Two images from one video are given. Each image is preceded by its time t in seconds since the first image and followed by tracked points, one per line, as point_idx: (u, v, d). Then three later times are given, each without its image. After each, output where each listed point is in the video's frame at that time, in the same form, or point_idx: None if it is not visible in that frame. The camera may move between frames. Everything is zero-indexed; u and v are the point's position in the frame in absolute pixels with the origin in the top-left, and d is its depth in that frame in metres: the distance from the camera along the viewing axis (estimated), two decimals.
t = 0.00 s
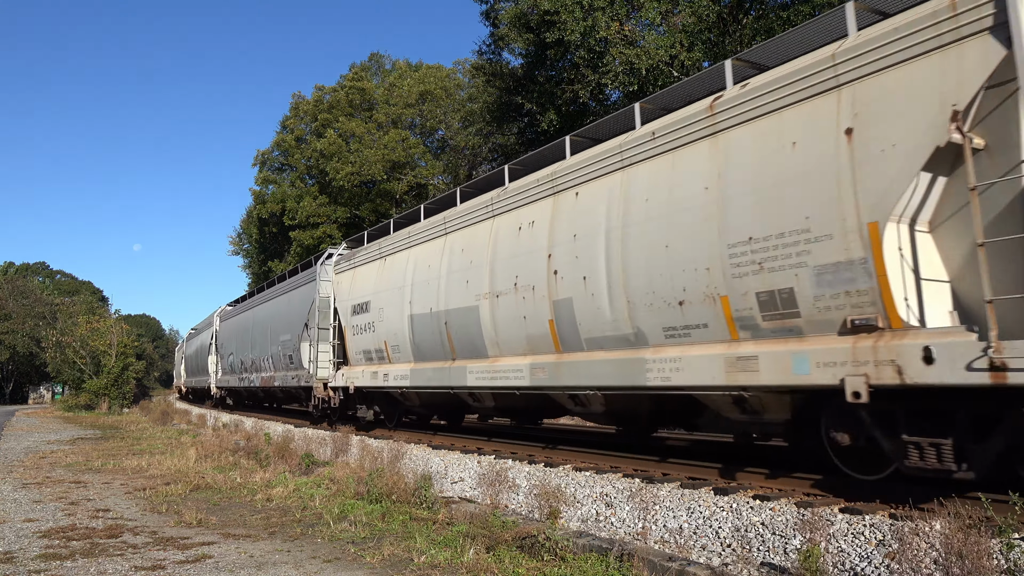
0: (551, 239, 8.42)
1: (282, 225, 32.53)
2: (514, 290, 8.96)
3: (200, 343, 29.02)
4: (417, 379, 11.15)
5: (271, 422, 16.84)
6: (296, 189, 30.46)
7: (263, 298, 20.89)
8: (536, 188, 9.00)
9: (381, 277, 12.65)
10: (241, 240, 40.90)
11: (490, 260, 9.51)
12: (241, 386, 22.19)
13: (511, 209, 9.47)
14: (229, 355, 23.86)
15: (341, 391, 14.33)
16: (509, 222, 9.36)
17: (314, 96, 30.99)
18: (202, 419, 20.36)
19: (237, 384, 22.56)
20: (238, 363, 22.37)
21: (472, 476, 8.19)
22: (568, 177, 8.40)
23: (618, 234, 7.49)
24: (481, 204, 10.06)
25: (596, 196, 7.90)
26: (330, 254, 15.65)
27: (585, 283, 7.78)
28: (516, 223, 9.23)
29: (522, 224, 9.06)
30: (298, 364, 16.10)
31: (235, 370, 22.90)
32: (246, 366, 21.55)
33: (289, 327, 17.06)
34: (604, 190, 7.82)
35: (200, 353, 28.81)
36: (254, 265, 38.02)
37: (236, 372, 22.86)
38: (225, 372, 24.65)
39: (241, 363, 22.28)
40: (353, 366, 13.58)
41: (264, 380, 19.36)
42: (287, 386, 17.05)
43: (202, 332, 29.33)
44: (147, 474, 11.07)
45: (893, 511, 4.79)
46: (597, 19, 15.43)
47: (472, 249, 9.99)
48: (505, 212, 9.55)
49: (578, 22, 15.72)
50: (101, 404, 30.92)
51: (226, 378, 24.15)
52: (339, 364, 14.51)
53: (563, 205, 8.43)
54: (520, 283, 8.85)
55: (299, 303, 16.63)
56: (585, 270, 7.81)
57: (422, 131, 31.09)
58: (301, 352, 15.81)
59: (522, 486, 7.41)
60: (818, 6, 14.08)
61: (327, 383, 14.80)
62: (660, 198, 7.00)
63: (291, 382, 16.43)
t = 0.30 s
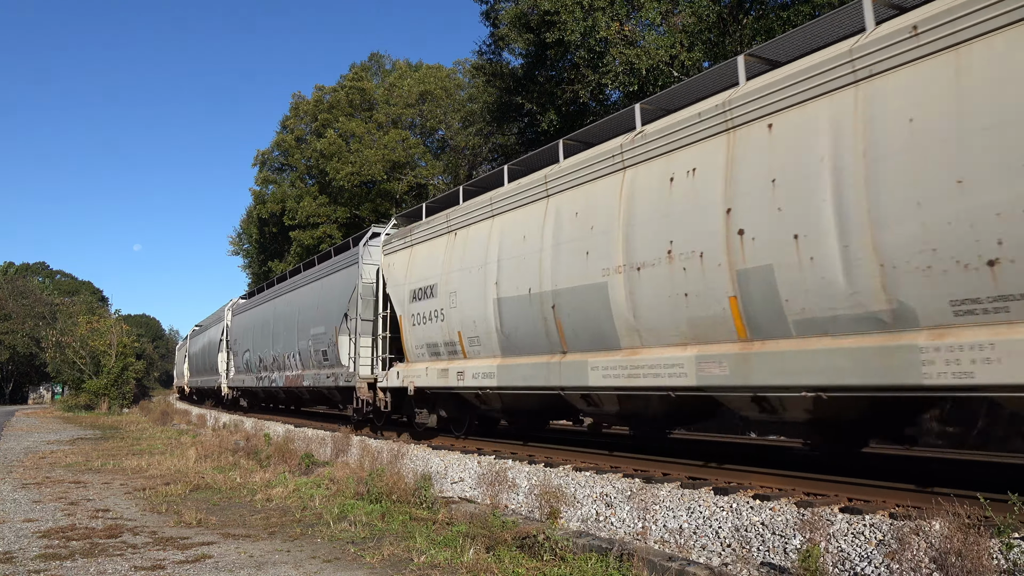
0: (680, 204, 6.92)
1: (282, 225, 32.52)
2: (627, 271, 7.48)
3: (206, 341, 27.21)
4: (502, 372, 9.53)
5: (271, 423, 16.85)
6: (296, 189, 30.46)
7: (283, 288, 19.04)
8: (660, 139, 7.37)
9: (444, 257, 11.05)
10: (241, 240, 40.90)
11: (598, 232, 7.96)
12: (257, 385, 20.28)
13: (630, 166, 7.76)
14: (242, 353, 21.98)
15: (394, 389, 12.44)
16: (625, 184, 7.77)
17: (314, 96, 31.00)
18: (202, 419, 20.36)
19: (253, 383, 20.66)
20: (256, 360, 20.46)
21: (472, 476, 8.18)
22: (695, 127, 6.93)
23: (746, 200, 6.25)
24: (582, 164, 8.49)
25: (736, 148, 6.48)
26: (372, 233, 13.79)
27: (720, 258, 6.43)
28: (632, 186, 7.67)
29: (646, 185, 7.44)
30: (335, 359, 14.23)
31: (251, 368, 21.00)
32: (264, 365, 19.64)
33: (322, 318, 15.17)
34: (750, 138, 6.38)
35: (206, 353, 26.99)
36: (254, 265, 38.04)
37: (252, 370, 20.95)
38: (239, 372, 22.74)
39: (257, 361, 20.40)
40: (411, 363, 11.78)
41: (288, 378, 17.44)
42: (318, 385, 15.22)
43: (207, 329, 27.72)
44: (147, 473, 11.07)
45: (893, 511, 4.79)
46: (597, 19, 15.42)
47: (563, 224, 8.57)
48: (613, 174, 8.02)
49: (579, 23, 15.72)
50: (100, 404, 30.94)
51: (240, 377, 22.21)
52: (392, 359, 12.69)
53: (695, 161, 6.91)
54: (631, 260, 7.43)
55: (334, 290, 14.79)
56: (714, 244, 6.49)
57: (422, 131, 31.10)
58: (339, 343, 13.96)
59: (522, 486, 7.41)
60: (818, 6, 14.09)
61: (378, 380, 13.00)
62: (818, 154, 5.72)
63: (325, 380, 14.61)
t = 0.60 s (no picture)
0: (715, 195, 6.76)
1: (282, 225, 32.51)
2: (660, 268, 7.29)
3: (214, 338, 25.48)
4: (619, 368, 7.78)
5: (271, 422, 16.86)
6: (296, 189, 30.46)
7: (311, 277, 17.20)
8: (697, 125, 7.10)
9: (470, 251, 10.62)
10: (241, 240, 40.89)
11: (621, 226, 7.83)
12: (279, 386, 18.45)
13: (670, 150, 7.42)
14: (261, 349, 20.19)
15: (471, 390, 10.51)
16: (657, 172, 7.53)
17: (314, 96, 31.01)
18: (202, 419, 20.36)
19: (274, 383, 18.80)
20: (278, 356, 18.65)
21: (472, 476, 8.18)
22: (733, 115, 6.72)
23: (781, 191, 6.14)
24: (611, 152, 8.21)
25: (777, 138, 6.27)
26: (433, 204, 11.98)
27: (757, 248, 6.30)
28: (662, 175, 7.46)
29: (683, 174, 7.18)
30: (388, 355, 12.47)
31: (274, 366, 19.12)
32: (288, 363, 17.83)
33: (369, 308, 13.40)
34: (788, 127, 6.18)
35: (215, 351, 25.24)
36: (254, 265, 38.05)
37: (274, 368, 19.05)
38: (256, 371, 20.89)
39: (279, 358, 18.58)
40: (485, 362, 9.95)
41: (321, 377, 15.57)
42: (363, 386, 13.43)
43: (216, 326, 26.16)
44: (147, 473, 11.07)
45: (893, 511, 4.79)
46: (597, 19, 15.42)
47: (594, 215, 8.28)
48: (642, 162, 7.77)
49: (579, 22, 15.73)
50: (100, 404, 30.95)
51: (258, 377, 20.33)
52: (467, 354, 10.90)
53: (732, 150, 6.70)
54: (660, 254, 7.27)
55: (385, 275, 13.01)
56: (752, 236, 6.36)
57: (422, 131, 31.10)
58: (395, 336, 12.22)
59: (522, 486, 7.41)
60: (818, 6, 14.09)
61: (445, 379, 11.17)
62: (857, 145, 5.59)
63: (375, 380, 12.83)
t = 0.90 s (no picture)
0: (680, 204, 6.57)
1: (283, 225, 32.52)
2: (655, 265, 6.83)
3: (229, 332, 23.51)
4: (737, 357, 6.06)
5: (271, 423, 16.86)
6: (296, 189, 30.47)
7: (347, 262, 15.05)
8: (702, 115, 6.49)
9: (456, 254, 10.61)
10: (241, 240, 40.90)
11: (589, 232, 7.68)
12: (311, 385, 16.37)
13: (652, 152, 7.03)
14: (287, 344, 18.12)
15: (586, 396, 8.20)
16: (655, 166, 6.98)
17: (314, 96, 31.01)
18: (202, 419, 20.36)
19: (305, 382, 16.70)
20: (309, 353, 16.51)
21: (472, 476, 8.18)
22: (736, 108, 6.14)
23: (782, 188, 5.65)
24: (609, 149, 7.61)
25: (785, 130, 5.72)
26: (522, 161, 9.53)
27: (757, 249, 5.82)
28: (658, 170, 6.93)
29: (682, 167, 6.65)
30: (461, 348, 10.31)
31: (303, 365, 17.07)
32: (322, 359, 15.74)
33: (431, 292, 11.24)
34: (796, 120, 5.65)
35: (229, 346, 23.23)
36: (254, 265, 38.06)
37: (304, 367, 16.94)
38: (280, 369, 18.77)
39: (311, 354, 16.47)
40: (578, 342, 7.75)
41: (364, 375, 13.46)
42: (423, 386, 11.36)
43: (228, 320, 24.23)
44: (147, 474, 11.07)
45: (893, 511, 4.79)
46: (597, 19, 15.42)
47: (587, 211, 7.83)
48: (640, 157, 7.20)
49: (579, 22, 15.73)
50: (101, 404, 30.94)
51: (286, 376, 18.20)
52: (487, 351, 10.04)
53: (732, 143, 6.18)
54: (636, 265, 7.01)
55: (450, 252, 10.83)
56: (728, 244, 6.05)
57: (422, 131, 31.11)
58: (471, 323, 10.08)
59: (522, 486, 7.40)
60: (818, 6, 14.09)
61: (545, 377, 8.88)
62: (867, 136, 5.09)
63: (441, 379, 10.69)
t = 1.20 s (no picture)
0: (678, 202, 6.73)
1: (283, 225, 32.51)
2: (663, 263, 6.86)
3: (245, 325, 21.20)
4: (942, 359, 4.64)
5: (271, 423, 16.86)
6: (296, 189, 30.47)
7: (399, 238, 12.56)
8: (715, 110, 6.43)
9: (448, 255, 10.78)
10: (241, 240, 40.90)
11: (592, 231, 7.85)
12: (352, 384, 13.86)
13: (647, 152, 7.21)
14: (319, 338, 15.63)
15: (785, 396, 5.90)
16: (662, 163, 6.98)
17: (314, 96, 31.02)
18: (202, 419, 20.35)
19: (344, 381, 14.20)
20: (349, 348, 14.02)
21: (472, 476, 8.18)
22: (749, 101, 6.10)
23: (783, 185, 5.71)
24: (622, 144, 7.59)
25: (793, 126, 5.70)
26: (664, 96, 7.32)
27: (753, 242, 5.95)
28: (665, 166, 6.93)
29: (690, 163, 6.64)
30: (576, 337, 8.02)
31: (340, 363, 14.56)
32: (366, 355, 13.30)
33: (528, 270, 8.89)
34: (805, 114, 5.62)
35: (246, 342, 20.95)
36: (254, 265, 38.06)
37: (343, 364, 14.39)
38: (310, 367, 16.30)
39: (351, 350, 13.95)
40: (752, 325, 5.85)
41: (429, 372, 11.06)
42: (516, 387, 9.09)
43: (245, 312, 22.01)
44: (147, 473, 11.07)
45: (893, 511, 4.79)
46: (597, 19, 15.42)
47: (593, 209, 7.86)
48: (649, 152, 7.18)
49: (579, 22, 15.73)
50: (101, 404, 30.95)
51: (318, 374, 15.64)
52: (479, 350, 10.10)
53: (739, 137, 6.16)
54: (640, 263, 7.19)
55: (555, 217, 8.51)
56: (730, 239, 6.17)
57: (422, 131, 31.12)
58: (592, 305, 7.80)
59: (522, 486, 7.40)
60: (818, 6, 14.09)
61: (702, 375, 7.01)
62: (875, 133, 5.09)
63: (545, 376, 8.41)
